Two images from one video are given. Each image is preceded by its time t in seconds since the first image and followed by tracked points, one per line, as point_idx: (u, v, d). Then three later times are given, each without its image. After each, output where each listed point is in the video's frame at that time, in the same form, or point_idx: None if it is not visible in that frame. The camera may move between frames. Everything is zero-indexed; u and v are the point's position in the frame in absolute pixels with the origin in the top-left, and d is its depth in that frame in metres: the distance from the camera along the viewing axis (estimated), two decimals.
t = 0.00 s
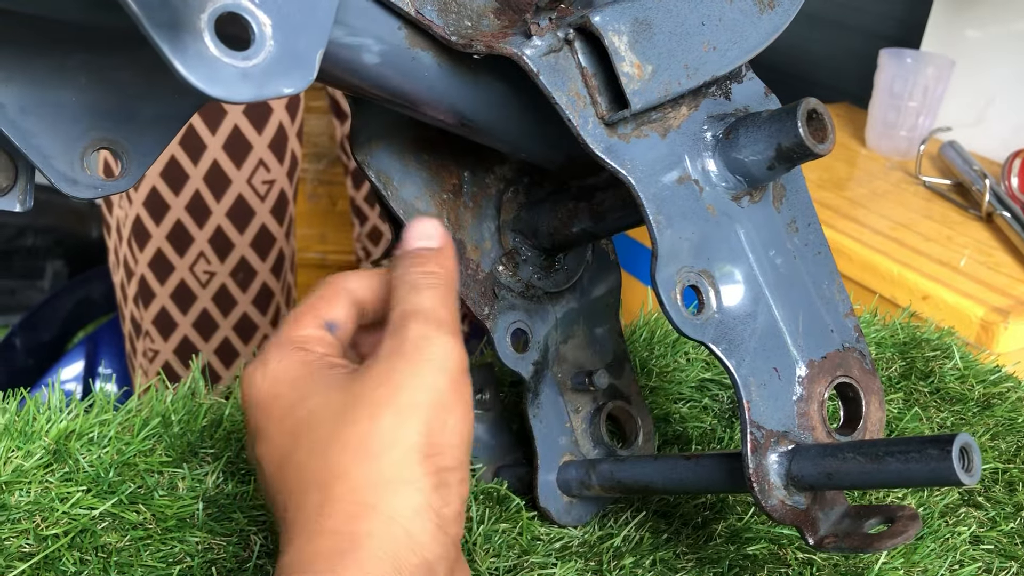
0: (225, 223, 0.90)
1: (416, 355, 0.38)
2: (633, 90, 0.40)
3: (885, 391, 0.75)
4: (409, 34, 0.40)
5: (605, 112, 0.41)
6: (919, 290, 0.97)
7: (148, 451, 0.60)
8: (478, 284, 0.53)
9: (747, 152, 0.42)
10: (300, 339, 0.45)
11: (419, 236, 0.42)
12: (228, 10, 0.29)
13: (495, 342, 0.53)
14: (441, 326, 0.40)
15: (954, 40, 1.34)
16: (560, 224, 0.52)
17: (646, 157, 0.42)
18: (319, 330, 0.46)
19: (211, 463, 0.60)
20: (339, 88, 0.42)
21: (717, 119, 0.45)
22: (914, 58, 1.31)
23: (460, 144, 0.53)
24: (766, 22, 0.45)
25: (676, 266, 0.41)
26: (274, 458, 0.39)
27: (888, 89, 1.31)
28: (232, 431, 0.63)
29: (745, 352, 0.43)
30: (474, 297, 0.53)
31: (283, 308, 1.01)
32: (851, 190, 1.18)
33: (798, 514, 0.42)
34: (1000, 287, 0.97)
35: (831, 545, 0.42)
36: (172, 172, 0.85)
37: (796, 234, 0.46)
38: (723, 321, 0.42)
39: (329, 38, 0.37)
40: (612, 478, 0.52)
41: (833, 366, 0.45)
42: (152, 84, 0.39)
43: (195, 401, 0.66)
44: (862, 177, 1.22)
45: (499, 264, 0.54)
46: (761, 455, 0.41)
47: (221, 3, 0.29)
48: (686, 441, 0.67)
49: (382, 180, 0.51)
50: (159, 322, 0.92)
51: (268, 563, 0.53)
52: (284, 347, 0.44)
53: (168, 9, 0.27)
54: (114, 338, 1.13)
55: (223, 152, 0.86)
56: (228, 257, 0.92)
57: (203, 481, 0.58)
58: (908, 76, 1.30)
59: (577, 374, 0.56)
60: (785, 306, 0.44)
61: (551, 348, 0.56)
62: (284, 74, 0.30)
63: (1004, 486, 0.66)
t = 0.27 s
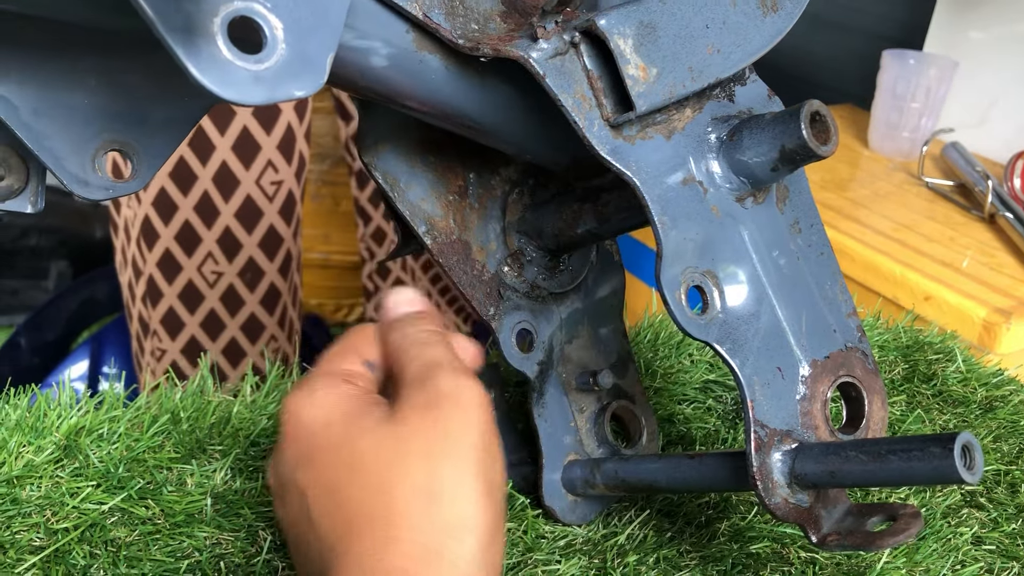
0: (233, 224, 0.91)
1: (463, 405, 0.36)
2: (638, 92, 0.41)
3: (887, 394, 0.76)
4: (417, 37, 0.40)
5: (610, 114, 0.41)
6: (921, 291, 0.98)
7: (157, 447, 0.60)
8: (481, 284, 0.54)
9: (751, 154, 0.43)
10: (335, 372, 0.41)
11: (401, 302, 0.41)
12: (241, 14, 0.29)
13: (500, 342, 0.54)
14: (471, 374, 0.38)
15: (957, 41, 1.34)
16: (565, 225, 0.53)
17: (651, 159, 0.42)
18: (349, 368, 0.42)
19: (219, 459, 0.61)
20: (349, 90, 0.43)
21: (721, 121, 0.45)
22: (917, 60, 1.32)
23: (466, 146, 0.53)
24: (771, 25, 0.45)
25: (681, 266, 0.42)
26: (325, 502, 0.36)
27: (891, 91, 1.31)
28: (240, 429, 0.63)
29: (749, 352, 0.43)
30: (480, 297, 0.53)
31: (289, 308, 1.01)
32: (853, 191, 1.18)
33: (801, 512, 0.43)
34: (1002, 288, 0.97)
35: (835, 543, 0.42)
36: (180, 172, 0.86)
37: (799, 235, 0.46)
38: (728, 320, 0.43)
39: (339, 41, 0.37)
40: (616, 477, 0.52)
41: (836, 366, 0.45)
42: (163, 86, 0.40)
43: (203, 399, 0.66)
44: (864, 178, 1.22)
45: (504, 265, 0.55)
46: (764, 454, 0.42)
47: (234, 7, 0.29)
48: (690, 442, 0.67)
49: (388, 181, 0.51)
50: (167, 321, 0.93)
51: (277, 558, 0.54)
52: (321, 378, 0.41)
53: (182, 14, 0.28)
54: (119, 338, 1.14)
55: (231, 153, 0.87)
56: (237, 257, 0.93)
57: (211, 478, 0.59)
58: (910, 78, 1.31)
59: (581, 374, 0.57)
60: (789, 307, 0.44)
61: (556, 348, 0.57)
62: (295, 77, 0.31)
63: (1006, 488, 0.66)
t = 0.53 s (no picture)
0: (238, 228, 0.92)
1: (462, 418, 0.46)
2: (633, 96, 0.41)
3: (886, 396, 0.75)
4: (414, 42, 0.40)
5: (606, 118, 0.42)
6: (924, 292, 0.98)
7: (159, 451, 0.60)
8: (480, 288, 0.54)
9: (746, 156, 0.43)
10: (349, 383, 0.51)
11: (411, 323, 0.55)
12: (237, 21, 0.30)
13: (499, 345, 0.54)
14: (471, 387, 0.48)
15: (960, 42, 1.34)
16: (563, 228, 0.53)
17: (647, 162, 0.43)
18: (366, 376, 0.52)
19: (221, 463, 0.61)
20: (347, 95, 0.43)
21: (717, 124, 0.45)
22: (920, 61, 1.32)
23: (464, 150, 0.54)
24: (765, 29, 0.46)
25: (677, 268, 0.42)
26: (339, 502, 0.45)
27: (894, 93, 1.32)
28: (241, 432, 0.64)
29: (745, 354, 0.43)
30: (479, 300, 0.54)
31: (293, 312, 1.02)
32: (857, 193, 1.18)
33: (798, 513, 0.43)
34: (1004, 288, 0.97)
35: (831, 543, 0.43)
36: (186, 177, 0.86)
37: (794, 237, 0.46)
38: (724, 322, 0.43)
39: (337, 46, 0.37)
40: (614, 479, 0.53)
41: (832, 367, 0.45)
42: (161, 91, 0.40)
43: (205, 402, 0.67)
44: (867, 180, 1.22)
45: (502, 268, 0.55)
46: (760, 455, 0.42)
47: (232, 14, 0.30)
48: (689, 443, 0.67)
49: (387, 186, 0.52)
50: (172, 325, 0.93)
51: (278, 560, 0.54)
52: (334, 390, 0.50)
53: (179, 21, 0.28)
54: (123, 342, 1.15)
55: (237, 159, 0.87)
56: (241, 261, 0.93)
57: (213, 481, 0.59)
58: (913, 79, 1.31)
59: (580, 376, 0.57)
60: (785, 308, 0.45)
61: (554, 351, 0.57)
62: (292, 82, 0.31)
63: (1004, 488, 0.66)
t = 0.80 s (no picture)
0: (240, 244, 0.94)
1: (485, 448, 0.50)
2: (604, 112, 0.43)
3: (864, 398, 0.76)
4: (396, 65, 0.43)
5: (579, 134, 0.44)
6: (916, 296, 0.99)
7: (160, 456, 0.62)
8: (467, 297, 0.57)
9: (715, 168, 0.45)
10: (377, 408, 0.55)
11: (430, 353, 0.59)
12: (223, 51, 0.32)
13: (485, 351, 0.56)
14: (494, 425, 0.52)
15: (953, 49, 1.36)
16: (546, 238, 0.55)
17: (620, 175, 0.45)
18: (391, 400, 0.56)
19: (220, 467, 0.63)
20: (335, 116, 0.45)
21: (688, 137, 0.47)
22: (912, 69, 1.34)
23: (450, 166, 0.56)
24: (735, 45, 0.48)
25: (650, 276, 0.44)
26: (368, 523, 0.49)
27: (887, 100, 1.34)
28: (239, 437, 0.65)
29: (716, 356, 0.45)
30: (467, 309, 0.56)
31: (295, 324, 1.04)
32: (852, 200, 1.20)
33: (770, 508, 0.45)
34: (997, 291, 0.99)
35: (802, 537, 0.45)
36: (188, 194, 0.89)
37: (765, 244, 0.48)
38: (697, 326, 0.45)
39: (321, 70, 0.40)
40: (598, 480, 0.54)
41: (803, 368, 0.47)
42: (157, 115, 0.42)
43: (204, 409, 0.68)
44: (862, 187, 1.24)
45: (488, 278, 0.58)
46: (731, 452, 0.44)
47: (218, 43, 0.32)
48: (674, 446, 0.69)
49: (376, 201, 0.54)
50: (177, 339, 0.95)
51: (276, 560, 0.57)
52: (363, 415, 0.54)
53: (169, 52, 0.30)
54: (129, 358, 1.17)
55: (237, 176, 0.90)
56: (243, 275, 0.95)
57: (212, 485, 0.61)
58: (905, 87, 1.33)
59: (566, 381, 0.59)
60: (756, 312, 0.47)
61: (540, 358, 0.59)
62: (276, 106, 0.33)
63: (979, 484, 0.67)
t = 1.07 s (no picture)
0: (219, 283, 0.99)
1: (424, 471, 0.54)
2: (508, 154, 0.48)
3: (794, 412, 0.80)
4: (320, 117, 0.47)
5: (487, 174, 0.49)
6: (878, 317, 1.04)
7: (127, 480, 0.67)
8: (408, 324, 0.62)
9: (611, 201, 0.50)
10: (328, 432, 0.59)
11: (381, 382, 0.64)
12: (149, 112, 0.37)
13: (423, 373, 0.61)
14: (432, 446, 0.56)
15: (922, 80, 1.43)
16: (478, 268, 0.59)
17: (527, 210, 0.50)
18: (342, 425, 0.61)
19: (183, 489, 0.67)
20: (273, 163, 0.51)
21: (591, 174, 0.53)
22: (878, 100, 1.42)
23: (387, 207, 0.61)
24: (635, 92, 0.52)
25: (558, 300, 0.49)
26: (315, 539, 0.53)
27: (854, 129, 1.40)
28: (201, 460, 0.70)
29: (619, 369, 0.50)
30: (408, 334, 0.61)
31: (276, 361, 1.07)
32: (822, 228, 1.25)
33: (671, 506, 0.49)
34: (954, 310, 1.04)
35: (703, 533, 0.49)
36: (168, 239, 0.95)
37: (667, 269, 0.53)
38: (603, 343, 0.50)
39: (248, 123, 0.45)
40: (530, 490, 0.59)
41: (703, 379, 0.52)
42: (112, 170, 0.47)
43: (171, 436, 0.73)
44: (833, 215, 1.29)
45: (427, 307, 0.62)
46: (633, 457, 0.49)
47: (144, 107, 0.37)
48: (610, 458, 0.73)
49: (320, 239, 0.59)
50: (161, 377, 0.99)
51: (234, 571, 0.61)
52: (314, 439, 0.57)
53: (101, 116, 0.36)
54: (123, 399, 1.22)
55: (214, 221, 0.96)
56: (223, 314, 1.00)
57: (175, 505, 0.65)
58: (871, 117, 1.40)
59: (504, 401, 0.64)
60: (659, 330, 0.52)
61: (479, 379, 0.63)
62: (198, 158, 0.38)
63: (894, 485, 0.71)
